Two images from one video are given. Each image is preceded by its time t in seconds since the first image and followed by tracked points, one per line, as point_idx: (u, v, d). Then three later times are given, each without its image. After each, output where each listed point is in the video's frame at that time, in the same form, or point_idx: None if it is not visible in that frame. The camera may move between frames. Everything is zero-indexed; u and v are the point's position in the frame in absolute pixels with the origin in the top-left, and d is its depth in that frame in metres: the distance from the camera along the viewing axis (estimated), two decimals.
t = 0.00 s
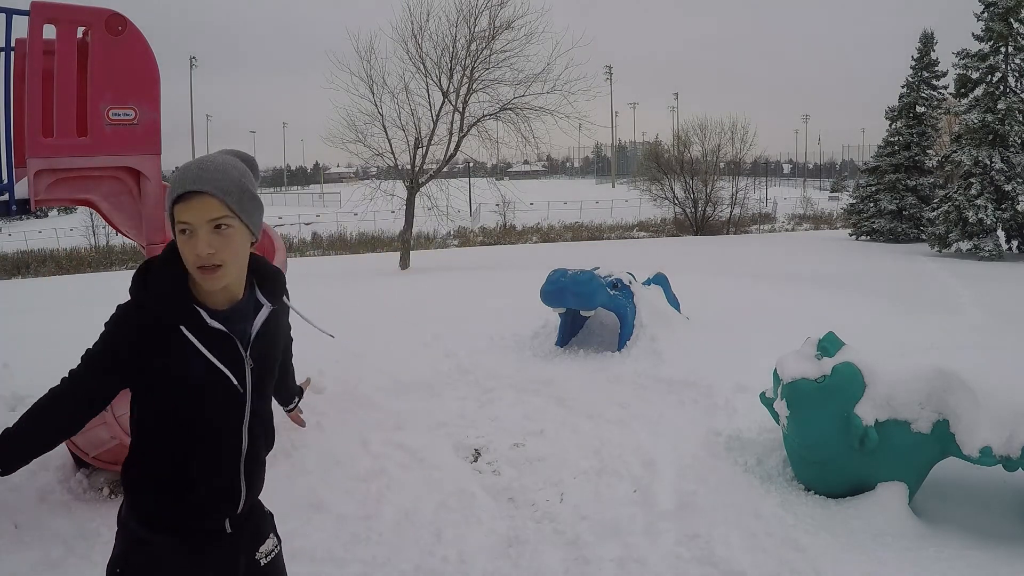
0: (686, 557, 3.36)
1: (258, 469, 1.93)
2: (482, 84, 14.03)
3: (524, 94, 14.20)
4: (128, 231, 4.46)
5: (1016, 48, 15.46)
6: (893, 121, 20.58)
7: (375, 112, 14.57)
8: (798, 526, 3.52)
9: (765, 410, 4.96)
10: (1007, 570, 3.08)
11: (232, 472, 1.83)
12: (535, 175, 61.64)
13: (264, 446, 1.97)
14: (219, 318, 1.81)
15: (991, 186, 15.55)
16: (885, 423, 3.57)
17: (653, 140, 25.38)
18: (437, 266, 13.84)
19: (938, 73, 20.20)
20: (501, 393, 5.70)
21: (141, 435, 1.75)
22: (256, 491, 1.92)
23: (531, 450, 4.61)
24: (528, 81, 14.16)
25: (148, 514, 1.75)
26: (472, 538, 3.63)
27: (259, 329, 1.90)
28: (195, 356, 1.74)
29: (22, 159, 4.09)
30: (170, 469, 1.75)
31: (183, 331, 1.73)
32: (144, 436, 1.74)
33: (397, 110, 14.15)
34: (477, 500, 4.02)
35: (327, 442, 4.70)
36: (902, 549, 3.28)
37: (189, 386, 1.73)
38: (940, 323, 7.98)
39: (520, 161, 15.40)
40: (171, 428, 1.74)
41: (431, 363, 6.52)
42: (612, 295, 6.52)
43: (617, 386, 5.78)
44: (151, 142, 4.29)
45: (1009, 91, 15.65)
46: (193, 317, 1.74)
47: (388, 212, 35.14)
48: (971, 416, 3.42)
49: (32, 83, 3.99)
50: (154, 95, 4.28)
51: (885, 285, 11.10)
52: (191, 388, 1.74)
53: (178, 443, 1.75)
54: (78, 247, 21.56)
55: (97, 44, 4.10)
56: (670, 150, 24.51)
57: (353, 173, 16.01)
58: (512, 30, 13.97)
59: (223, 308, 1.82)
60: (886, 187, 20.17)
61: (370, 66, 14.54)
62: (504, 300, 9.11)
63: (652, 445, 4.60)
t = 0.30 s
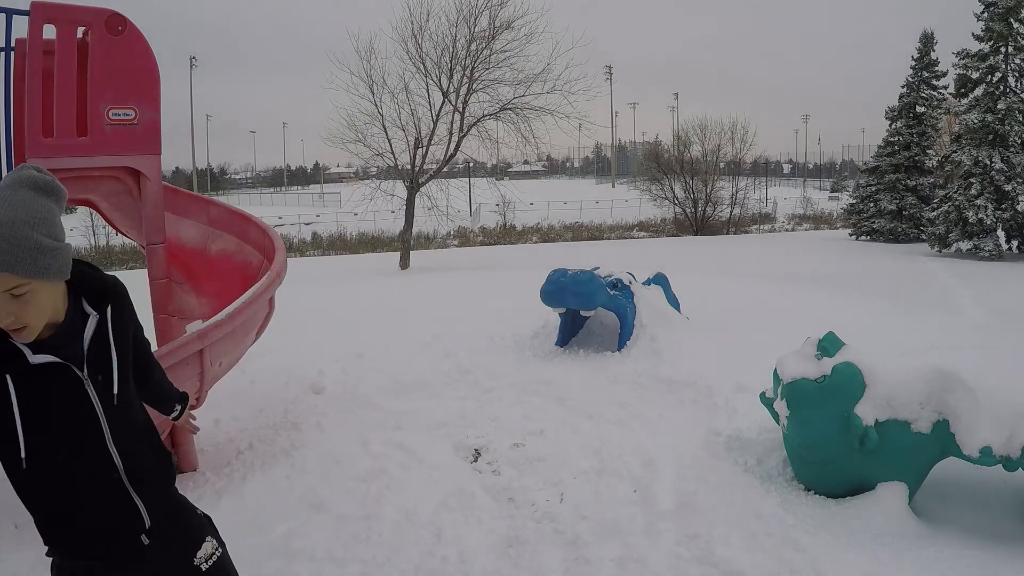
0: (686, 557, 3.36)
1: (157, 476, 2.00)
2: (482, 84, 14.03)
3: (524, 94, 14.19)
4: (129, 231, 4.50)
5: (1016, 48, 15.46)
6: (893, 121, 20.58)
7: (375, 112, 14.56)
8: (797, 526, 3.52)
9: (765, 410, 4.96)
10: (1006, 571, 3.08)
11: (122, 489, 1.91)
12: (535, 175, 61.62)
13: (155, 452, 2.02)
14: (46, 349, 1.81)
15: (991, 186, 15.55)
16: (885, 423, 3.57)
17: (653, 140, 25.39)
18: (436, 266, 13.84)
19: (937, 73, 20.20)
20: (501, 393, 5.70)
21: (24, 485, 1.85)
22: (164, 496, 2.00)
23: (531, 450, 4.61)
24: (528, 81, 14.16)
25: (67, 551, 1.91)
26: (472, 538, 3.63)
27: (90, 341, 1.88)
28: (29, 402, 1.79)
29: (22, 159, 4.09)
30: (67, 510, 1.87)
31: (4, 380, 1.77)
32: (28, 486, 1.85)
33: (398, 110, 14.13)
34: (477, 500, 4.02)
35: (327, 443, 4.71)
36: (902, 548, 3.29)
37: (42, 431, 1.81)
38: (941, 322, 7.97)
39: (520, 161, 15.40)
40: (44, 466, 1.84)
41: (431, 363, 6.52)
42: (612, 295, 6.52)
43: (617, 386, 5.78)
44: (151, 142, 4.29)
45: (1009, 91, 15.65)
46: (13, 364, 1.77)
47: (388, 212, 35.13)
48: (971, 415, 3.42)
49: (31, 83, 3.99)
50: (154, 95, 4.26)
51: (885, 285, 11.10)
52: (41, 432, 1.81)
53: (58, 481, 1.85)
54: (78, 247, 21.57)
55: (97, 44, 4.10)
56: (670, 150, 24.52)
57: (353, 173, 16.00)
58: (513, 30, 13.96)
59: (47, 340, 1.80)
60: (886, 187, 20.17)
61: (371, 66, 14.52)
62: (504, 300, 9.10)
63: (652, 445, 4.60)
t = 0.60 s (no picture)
0: (686, 557, 3.36)
1: (90, 476, 2.08)
2: (482, 84, 14.03)
3: (524, 94, 14.17)
4: (129, 231, 4.51)
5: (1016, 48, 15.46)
6: (893, 121, 20.57)
7: (374, 111, 14.54)
8: (798, 526, 3.52)
9: (765, 410, 4.96)
10: (1006, 571, 3.08)
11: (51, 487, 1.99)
12: (536, 175, 61.59)
13: (90, 453, 2.11)
14: None
15: (991, 186, 15.53)
16: (885, 423, 3.57)
17: (653, 140, 25.38)
18: (436, 266, 13.83)
19: (938, 73, 20.20)
20: (502, 393, 5.71)
21: None
22: (98, 495, 2.10)
23: (531, 450, 4.61)
24: (528, 81, 14.14)
25: None
26: (472, 539, 3.63)
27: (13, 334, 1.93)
28: None
29: (22, 159, 4.09)
30: None
31: None
32: None
33: (398, 110, 14.10)
34: (477, 500, 4.02)
35: (327, 443, 4.71)
36: (902, 548, 3.29)
37: None
38: (942, 323, 7.97)
39: (520, 161, 15.39)
40: None
41: (431, 363, 6.52)
42: (612, 295, 6.52)
43: (617, 386, 5.78)
44: (151, 142, 4.30)
45: (1009, 91, 15.65)
46: None
47: (388, 212, 35.10)
48: (970, 415, 3.42)
49: (31, 83, 3.98)
50: (153, 95, 4.27)
51: (886, 285, 11.09)
52: None
53: None
54: (78, 247, 21.58)
55: (97, 44, 4.10)
56: (670, 150, 24.51)
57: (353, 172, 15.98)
58: (513, 30, 13.95)
59: None
60: (886, 187, 20.16)
61: (370, 66, 14.51)
62: (504, 300, 9.10)
63: (652, 445, 4.60)
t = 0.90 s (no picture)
0: (686, 557, 3.37)
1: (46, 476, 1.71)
2: (482, 84, 14.02)
3: (524, 94, 14.15)
4: (129, 231, 4.51)
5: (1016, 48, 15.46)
6: (893, 121, 20.57)
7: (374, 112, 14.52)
8: (798, 525, 3.52)
9: (765, 410, 4.96)
10: (1006, 571, 3.08)
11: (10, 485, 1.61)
12: (536, 175, 61.58)
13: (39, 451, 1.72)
14: None
15: (991, 186, 15.53)
16: (885, 423, 3.57)
17: (653, 140, 25.38)
18: (437, 266, 13.83)
19: (938, 73, 20.19)
20: (502, 393, 5.71)
21: None
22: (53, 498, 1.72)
23: (531, 450, 4.61)
24: (528, 81, 14.12)
25: None
26: (471, 539, 3.63)
27: None
28: None
29: (22, 159, 4.09)
30: None
31: None
32: None
33: (398, 110, 14.03)
34: (477, 500, 4.02)
35: (327, 443, 4.71)
36: (902, 548, 3.29)
37: None
38: (941, 323, 7.98)
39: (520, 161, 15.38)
40: None
41: (431, 363, 6.52)
42: (612, 295, 6.53)
43: (617, 386, 5.78)
44: (151, 142, 4.30)
45: (1009, 90, 15.64)
46: None
47: (388, 212, 35.09)
48: (971, 415, 3.42)
49: (31, 83, 3.98)
50: (153, 95, 4.27)
51: (886, 285, 11.10)
52: None
53: None
54: (78, 247, 21.59)
55: (97, 44, 4.10)
56: (671, 150, 24.50)
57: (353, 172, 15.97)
58: (513, 30, 13.94)
59: None
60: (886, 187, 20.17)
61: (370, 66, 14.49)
62: (504, 300, 9.10)
63: (653, 445, 4.59)
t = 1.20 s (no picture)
0: (686, 557, 3.37)
1: None
2: (482, 84, 14.01)
3: (524, 94, 14.13)
4: (129, 231, 4.51)
5: (1016, 48, 15.45)
6: (893, 121, 20.57)
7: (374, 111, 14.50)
8: (798, 526, 3.52)
9: (765, 410, 4.96)
10: (1006, 571, 3.08)
11: None
12: (536, 176, 61.60)
13: None
14: None
15: (991, 186, 15.52)
16: (885, 423, 3.57)
17: (653, 140, 25.38)
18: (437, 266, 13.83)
19: (938, 73, 20.19)
20: (502, 393, 5.70)
21: None
22: None
23: (531, 450, 4.61)
24: (528, 81, 14.11)
25: None
26: (471, 539, 3.63)
27: None
28: None
29: (22, 159, 4.09)
30: None
31: None
32: None
33: (398, 110, 14.06)
34: (477, 500, 4.03)
35: (327, 443, 4.71)
36: (901, 548, 3.29)
37: None
38: (941, 323, 7.99)
39: (520, 161, 15.37)
40: None
41: (431, 363, 6.52)
42: (612, 295, 6.53)
43: (617, 386, 5.78)
44: (151, 142, 4.30)
45: (1009, 91, 15.63)
46: None
47: (388, 212, 35.08)
48: (971, 416, 3.42)
49: (31, 83, 3.98)
50: (153, 94, 4.26)
51: (886, 285, 11.10)
52: None
53: None
54: (78, 247, 21.60)
55: (96, 44, 4.09)
56: (670, 150, 24.49)
57: (353, 172, 15.97)
58: (513, 30, 13.93)
59: None
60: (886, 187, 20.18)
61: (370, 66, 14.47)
62: (504, 300, 9.09)
63: (653, 445, 4.59)
